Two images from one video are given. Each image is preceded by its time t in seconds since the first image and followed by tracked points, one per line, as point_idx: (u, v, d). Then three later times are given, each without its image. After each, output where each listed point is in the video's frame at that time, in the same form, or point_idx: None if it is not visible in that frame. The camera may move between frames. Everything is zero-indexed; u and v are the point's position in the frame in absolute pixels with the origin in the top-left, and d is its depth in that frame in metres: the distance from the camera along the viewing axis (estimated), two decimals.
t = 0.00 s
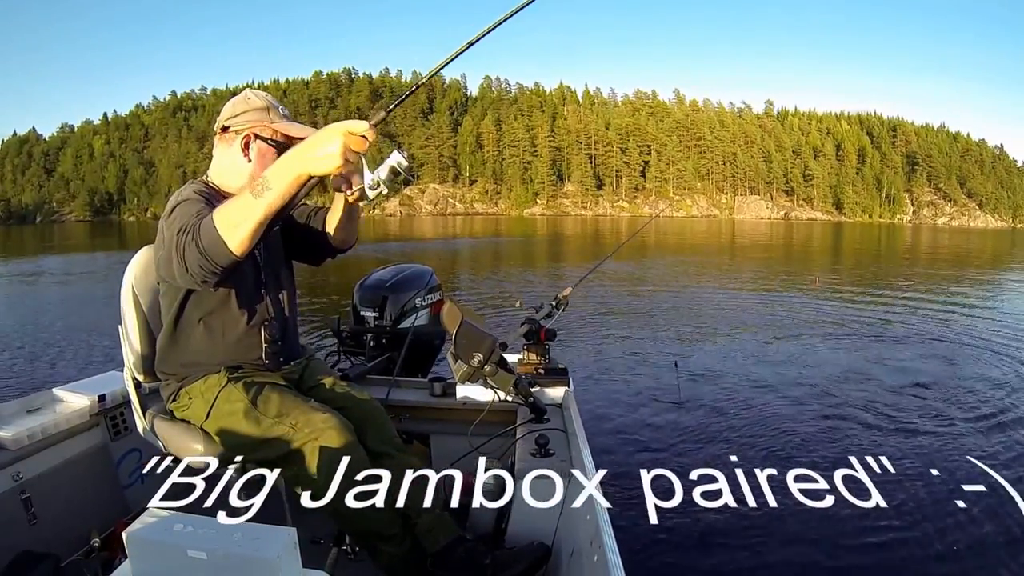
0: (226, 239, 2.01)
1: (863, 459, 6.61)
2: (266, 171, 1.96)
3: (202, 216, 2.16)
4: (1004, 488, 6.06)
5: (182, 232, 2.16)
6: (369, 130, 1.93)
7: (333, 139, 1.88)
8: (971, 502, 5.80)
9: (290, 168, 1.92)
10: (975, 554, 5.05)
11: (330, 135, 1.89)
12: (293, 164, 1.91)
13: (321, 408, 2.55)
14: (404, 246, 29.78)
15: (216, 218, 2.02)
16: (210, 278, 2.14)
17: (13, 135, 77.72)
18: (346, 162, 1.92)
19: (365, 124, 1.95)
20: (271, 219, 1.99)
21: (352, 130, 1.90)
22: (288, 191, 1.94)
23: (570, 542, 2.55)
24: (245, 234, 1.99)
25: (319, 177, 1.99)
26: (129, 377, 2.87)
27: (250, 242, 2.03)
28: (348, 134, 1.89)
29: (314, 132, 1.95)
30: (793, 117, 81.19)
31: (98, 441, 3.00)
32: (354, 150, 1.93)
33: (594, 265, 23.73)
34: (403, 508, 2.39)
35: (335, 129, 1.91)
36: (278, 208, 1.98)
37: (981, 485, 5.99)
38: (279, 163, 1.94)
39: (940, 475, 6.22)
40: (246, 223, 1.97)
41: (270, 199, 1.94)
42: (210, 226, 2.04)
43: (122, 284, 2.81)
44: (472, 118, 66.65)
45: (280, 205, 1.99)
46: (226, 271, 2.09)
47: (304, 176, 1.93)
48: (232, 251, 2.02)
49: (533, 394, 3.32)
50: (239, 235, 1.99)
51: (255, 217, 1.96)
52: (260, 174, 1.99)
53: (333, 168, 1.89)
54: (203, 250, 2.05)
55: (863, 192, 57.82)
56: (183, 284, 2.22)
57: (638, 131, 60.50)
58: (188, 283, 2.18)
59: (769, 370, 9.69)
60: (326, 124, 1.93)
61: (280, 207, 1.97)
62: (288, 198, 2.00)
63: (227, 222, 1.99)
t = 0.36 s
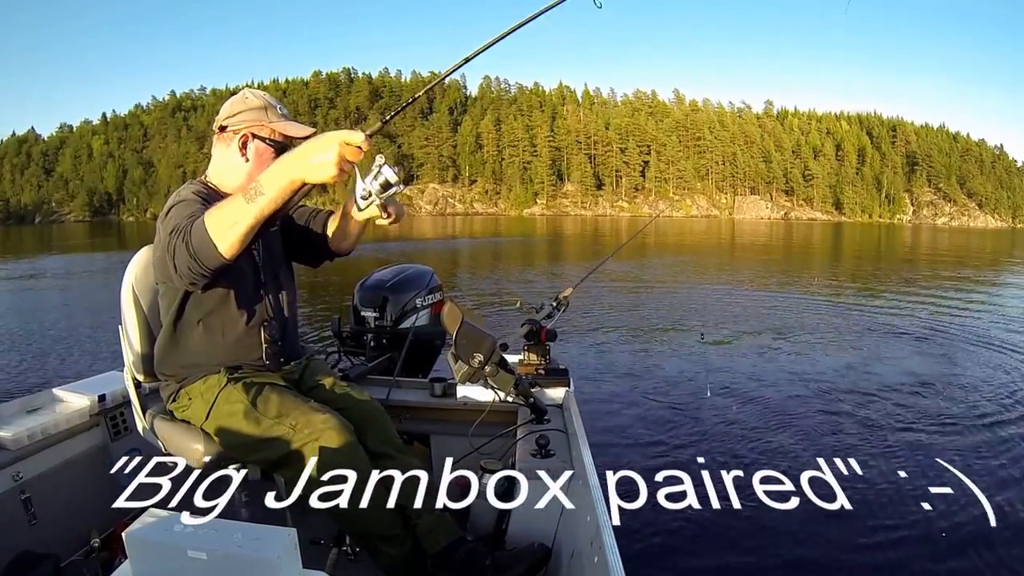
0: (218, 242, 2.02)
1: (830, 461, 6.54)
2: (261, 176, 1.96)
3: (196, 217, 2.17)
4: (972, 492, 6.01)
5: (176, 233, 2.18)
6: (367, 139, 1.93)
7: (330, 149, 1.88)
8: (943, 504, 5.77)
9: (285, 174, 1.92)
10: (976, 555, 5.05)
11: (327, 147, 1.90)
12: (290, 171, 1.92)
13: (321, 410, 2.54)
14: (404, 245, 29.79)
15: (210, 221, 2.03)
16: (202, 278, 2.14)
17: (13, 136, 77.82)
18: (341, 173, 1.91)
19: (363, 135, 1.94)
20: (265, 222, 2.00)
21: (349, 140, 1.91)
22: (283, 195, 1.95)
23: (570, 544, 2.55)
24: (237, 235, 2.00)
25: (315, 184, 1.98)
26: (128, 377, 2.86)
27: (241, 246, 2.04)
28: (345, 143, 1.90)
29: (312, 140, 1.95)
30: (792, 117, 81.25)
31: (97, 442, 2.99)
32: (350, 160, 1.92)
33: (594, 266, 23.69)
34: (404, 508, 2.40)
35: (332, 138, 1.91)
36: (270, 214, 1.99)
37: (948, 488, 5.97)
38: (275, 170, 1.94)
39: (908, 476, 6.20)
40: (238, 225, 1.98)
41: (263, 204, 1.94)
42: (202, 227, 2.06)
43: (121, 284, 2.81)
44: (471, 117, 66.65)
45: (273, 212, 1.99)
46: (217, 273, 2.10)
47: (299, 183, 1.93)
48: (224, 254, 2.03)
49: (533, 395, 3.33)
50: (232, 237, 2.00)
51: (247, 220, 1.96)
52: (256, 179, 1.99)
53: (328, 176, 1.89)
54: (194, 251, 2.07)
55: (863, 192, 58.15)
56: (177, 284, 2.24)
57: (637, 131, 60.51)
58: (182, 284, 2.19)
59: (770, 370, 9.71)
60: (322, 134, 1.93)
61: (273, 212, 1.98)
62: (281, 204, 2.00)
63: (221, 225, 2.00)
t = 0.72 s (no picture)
0: (214, 250, 2.02)
1: (797, 462, 6.56)
2: (261, 189, 1.95)
3: (194, 222, 2.17)
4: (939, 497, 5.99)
5: (173, 237, 2.18)
6: (369, 162, 1.93)
7: (331, 169, 1.89)
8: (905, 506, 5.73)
9: (285, 189, 1.92)
10: (978, 557, 5.05)
11: (329, 165, 1.90)
12: (291, 186, 1.92)
13: (321, 411, 2.54)
14: (404, 245, 29.74)
15: (207, 230, 2.03)
16: (196, 283, 2.14)
17: (12, 136, 77.79)
18: (342, 194, 1.92)
19: (366, 156, 1.94)
20: (263, 234, 2.00)
21: (353, 162, 1.91)
22: (281, 211, 1.94)
23: (570, 545, 2.54)
24: (233, 246, 2.00)
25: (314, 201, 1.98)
26: (128, 377, 2.86)
27: (237, 256, 2.04)
28: (348, 164, 1.89)
29: (314, 156, 1.95)
30: (792, 117, 81.19)
31: (96, 442, 2.99)
32: (352, 182, 1.92)
33: (593, 266, 23.66)
34: (403, 510, 2.40)
35: (335, 158, 1.92)
36: (270, 226, 1.98)
37: (912, 490, 5.90)
38: (275, 184, 1.94)
39: (874, 478, 6.19)
40: (237, 235, 1.98)
41: (262, 218, 1.94)
42: (200, 233, 2.05)
43: (122, 283, 2.81)
44: (471, 117, 66.58)
45: (272, 224, 1.99)
46: (212, 279, 2.10)
47: (299, 199, 1.94)
48: (219, 262, 2.03)
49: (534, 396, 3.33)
50: (228, 247, 2.00)
51: (245, 231, 1.96)
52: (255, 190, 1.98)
53: (329, 197, 1.89)
54: (191, 257, 2.07)
55: (863, 192, 57.82)
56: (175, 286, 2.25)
57: (637, 131, 60.44)
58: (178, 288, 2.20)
59: (771, 371, 9.69)
60: (325, 152, 1.93)
61: (272, 225, 1.97)
62: (281, 217, 2.00)
63: (218, 233, 2.00)
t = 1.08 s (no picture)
0: (214, 255, 2.03)
1: (768, 462, 6.50)
2: (264, 196, 1.96)
3: (196, 224, 2.16)
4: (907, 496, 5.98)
5: (173, 238, 2.18)
6: (372, 177, 1.97)
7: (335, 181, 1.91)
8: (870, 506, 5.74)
9: (290, 195, 1.94)
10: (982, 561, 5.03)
11: (333, 178, 1.93)
12: (294, 195, 1.94)
13: (321, 410, 2.54)
14: (405, 245, 29.72)
15: (207, 233, 2.04)
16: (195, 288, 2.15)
17: (11, 135, 77.71)
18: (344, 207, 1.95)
19: (369, 172, 1.98)
20: (264, 242, 2.01)
21: (357, 177, 1.94)
22: (284, 220, 1.95)
23: (571, 547, 2.53)
24: (235, 252, 2.01)
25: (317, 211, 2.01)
26: (128, 378, 2.87)
27: (238, 261, 2.05)
28: (350, 179, 1.92)
29: (317, 166, 1.97)
30: (792, 117, 81.20)
31: (95, 443, 3.00)
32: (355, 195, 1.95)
33: (593, 266, 23.69)
34: (402, 510, 2.40)
35: (339, 171, 1.95)
36: (272, 233, 1.99)
37: (880, 488, 5.87)
38: (278, 192, 1.95)
39: (843, 478, 6.19)
40: (239, 242, 1.99)
41: (265, 225, 1.95)
42: (201, 238, 2.05)
43: (121, 285, 2.81)
44: (471, 117, 66.61)
45: (273, 232, 2.00)
46: (211, 283, 2.11)
47: (303, 209, 1.96)
48: (219, 268, 2.04)
49: (534, 396, 3.33)
50: (229, 253, 2.01)
51: (248, 238, 1.97)
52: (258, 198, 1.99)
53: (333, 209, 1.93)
54: (191, 261, 2.07)
55: (863, 193, 57.72)
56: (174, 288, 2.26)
57: (637, 131, 60.41)
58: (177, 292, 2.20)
59: (772, 370, 9.70)
60: (329, 163, 1.95)
61: (274, 232, 1.98)
62: (283, 225, 2.00)
63: (219, 239, 2.00)
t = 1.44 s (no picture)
0: (220, 270, 2.04)
1: (731, 460, 6.49)
2: (266, 212, 1.95)
3: (199, 236, 2.17)
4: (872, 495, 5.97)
5: (176, 250, 2.18)
6: (371, 190, 1.95)
7: (334, 196, 1.90)
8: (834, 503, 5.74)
9: (291, 210, 1.93)
10: (982, 560, 5.05)
11: (332, 192, 1.92)
12: (294, 210, 1.93)
13: (321, 411, 2.54)
14: (404, 245, 29.76)
15: (211, 248, 2.05)
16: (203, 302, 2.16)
17: (11, 135, 77.72)
18: (345, 220, 1.94)
19: (368, 185, 1.96)
20: (267, 257, 2.01)
21: (356, 190, 1.92)
22: (287, 235, 1.95)
23: (572, 546, 2.52)
24: (241, 268, 2.02)
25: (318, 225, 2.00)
26: (128, 379, 2.87)
27: (243, 276, 2.06)
28: (351, 193, 1.91)
29: (316, 181, 1.96)
30: (792, 117, 81.26)
31: (95, 443, 2.99)
32: (355, 210, 1.94)
33: (593, 266, 23.75)
34: (404, 510, 2.39)
35: (337, 184, 1.94)
36: (275, 247, 1.99)
37: (845, 487, 5.80)
38: (279, 207, 1.94)
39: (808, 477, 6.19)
40: (243, 258, 2.00)
41: (269, 241, 1.95)
42: (206, 253, 2.06)
43: (121, 286, 2.81)
44: (470, 117, 66.70)
45: (276, 247, 2.00)
46: (216, 297, 2.12)
47: (304, 223, 1.95)
48: (225, 282, 2.05)
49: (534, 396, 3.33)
50: (235, 270, 2.03)
51: (253, 253, 1.98)
52: (260, 211, 1.98)
53: (333, 223, 1.92)
54: (197, 276, 2.08)
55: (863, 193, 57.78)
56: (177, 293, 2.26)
57: (637, 131, 60.43)
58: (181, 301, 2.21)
59: (772, 370, 9.72)
60: (328, 177, 1.94)
61: (278, 246, 1.98)
62: (286, 238, 2.00)
63: (224, 254, 2.02)
